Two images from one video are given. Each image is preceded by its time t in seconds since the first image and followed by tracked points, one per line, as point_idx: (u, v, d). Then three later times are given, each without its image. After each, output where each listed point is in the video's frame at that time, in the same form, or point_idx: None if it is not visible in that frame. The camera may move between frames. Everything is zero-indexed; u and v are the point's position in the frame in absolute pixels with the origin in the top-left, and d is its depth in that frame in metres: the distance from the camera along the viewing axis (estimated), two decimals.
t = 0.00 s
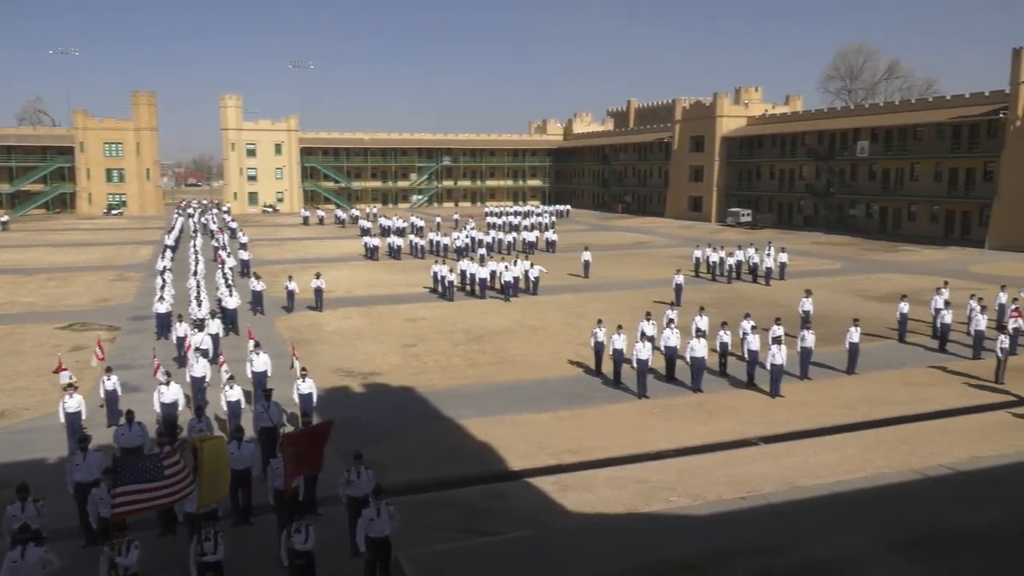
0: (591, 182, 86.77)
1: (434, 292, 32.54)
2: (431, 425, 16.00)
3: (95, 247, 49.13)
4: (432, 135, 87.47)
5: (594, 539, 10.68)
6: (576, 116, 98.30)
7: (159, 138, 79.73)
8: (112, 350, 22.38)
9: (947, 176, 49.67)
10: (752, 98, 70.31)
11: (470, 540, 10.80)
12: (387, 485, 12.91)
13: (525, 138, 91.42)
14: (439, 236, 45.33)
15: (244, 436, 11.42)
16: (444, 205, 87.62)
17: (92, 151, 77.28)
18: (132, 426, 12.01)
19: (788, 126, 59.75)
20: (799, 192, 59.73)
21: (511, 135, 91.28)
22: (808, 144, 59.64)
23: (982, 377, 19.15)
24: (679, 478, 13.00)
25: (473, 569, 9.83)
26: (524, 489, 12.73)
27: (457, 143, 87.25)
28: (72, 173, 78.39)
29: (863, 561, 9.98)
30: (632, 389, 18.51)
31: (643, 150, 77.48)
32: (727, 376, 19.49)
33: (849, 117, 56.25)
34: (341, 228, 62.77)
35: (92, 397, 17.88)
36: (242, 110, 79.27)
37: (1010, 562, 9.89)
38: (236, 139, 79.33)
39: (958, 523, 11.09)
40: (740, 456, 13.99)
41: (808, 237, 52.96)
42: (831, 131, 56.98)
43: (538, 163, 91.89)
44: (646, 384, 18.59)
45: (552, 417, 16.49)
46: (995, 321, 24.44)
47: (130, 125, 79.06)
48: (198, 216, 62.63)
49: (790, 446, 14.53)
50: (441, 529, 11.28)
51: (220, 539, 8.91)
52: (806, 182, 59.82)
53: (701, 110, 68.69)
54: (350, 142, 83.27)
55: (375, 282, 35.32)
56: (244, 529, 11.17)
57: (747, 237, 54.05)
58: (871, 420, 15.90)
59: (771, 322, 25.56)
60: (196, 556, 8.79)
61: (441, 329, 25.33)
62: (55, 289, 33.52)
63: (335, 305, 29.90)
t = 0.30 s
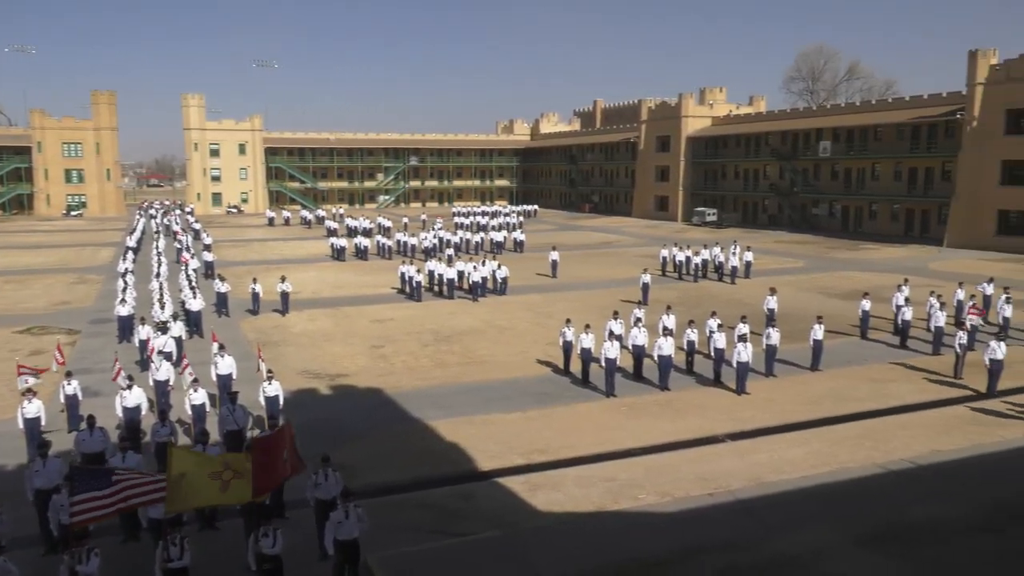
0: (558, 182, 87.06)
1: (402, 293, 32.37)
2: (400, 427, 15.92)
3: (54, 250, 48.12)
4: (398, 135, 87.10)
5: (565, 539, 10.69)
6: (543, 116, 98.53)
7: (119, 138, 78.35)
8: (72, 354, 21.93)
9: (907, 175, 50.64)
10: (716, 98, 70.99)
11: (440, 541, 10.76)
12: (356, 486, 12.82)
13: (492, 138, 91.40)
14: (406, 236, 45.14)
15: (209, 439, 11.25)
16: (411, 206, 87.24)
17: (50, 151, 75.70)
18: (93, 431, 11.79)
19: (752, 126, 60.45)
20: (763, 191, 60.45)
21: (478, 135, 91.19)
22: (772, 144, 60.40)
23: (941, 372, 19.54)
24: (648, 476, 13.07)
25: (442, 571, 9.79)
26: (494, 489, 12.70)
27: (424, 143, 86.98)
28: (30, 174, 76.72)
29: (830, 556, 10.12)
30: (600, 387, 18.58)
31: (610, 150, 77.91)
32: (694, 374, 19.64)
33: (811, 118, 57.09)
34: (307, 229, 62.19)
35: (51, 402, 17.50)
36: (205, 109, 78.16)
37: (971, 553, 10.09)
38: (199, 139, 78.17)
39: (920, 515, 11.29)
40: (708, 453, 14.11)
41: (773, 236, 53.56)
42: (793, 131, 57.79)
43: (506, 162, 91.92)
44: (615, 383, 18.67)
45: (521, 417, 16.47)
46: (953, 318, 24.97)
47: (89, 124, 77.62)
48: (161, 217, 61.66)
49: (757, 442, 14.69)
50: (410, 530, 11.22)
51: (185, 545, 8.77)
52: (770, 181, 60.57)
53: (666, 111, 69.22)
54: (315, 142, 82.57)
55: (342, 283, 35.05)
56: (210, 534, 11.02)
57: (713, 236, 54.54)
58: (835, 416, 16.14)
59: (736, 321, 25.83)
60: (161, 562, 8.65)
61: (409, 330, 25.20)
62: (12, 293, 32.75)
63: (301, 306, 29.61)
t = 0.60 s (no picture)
0: (527, 185, 87.20)
1: (371, 296, 32.20)
2: (370, 431, 15.81)
3: (14, 254, 47.20)
4: (367, 138, 86.70)
5: (535, 541, 10.70)
6: (512, 119, 98.62)
7: (81, 140, 77.06)
8: (33, 361, 21.49)
9: (870, 177, 51.48)
10: (683, 101, 71.59)
11: (410, 545, 10.71)
12: (326, 491, 12.72)
13: (460, 141, 91.32)
14: (375, 239, 44.91)
15: (176, 447, 11.07)
16: (380, 208, 86.84)
17: (9, 153, 74.22)
18: (56, 439, 11.55)
19: (719, 129, 61.06)
20: (730, 193, 61.06)
21: (447, 138, 91.05)
22: (738, 146, 61.07)
23: (905, 371, 19.86)
24: (619, 476, 13.13)
25: None
26: (465, 492, 12.67)
27: (392, 146, 86.66)
28: None
29: (797, 553, 10.24)
30: (570, 389, 18.63)
31: (578, 153, 78.24)
32: (664, 375, 19.77)
33: (776, 120, 57.78)
34: (274, 232, 61.63)
35: (12, 410, 17.13)
36: (169, 111, 77.16)
37: (934, 548, 10.26)
38: (164, 141, 77.17)
39: (885, 512, 11.47)
40: (678, 453, 14.21)
41: (740, 238, 54.06)
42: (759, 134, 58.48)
43: (475, 165, 91.89)
44: (585, 385, 18.73)
45: (492, 419, 16.46)
46: (916, 318, 25.39)
47: (50, 126, 76.24)
48: (124, 220, 60.72)
49: (726, 442, 14.82)
50: (381, 535, 11.15)
51: (151, 553, 8.64)
52: (736, 183, 61.21)
53: (634, 113, 69.66)
54: (283, 145, 81.88)
55: (310, 287, 34.78)
56: (177, 543, 10.85)
57: (681, 238, 54.96)
58: (802, 415, 16.33)
59: (705, 322, 26.05)
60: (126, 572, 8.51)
61: (379, 334, 25.06)
62: None
63: (269, 310, 29.33)
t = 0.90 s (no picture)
0: (495, 186, 87.24)
1: (339, 299, 31.97)
2: (339, 435, 15.68)
3: None
4: (333, 140, 86.15)
5: (506, 543, 10.70)
6: (480, 121, 98.57)
7: (40, 142, 75.58)
8: None
9: (833, 178, 52.25)
10: (650, 103, 72.10)
11: (380, 549, 10.65)
12: (294, 496, 12.59)
13: (428, 143, 91.11)
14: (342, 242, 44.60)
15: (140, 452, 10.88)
16: (348, 211, 86.31)
17: None
18: (15, 447, 11.30)
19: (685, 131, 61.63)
20: (697, 194, 61.63)
21: (415, 140, 90.79)
22: (704, 148, 61.64)
23: (868, 369, 20.20)
24: (589, 477, 13.17)
25: None
26: (434, 495, 12.63)
27: (359, 148, 86.20)
28: None
29: (764, 550, 10.36)
30: (540, 391, 18.64)
31: (547, 154, 78.48)
32: (633, 376, 19.88)
33: (741, 122, 58.43)
34: (240, 235, 60.93)
35: None
36: (131, 113, 75.94)
37: (898, 544, 10.43)
38: (126, 143, 75.98)
39: (850, 509, 11.65)
40: (647, 453, 14.28)
41: (707, 239, 54.56)
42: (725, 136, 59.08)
43: (443, 167, 91.73)
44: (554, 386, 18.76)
45: (461, 422, 16.41)
46: (879, 316, 25.83)
47: (7, 127, 74.65)
48: (85, 224, 59.64)
49: (694, 441, 14.93)
50: (350, 539, 11.08)
51: (115, 562, 8.47)
52: (702, 184, 61.78)
53: (601, 115, 70.02)
54: (248, 147, 81.02)
55: (277, 290, 34.43)
56: (142, 550, 10.68)
57: (649, 239, 55.32)
58: (768, 414, 16.53)
59: (673, 322, 26.24)
60: None
61: (347, 336, 24.89)
62: None
63: (235, 314, 28.98)
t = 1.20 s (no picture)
0: (465, 189, 87.15)
1: (308, 303, 31.72)
2: (308, 439, 15.54)
3: None
4: (302, 142, 85.51)
5: (478, 545, 10.67)
6: (449, 123, 98.40)
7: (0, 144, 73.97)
8: None
9: (799, 180, 52.91)
10: (619, 106, 72.51)
11: (352, 554, 10.57)
12: (263, 502, 12.45)
13: (398, 145, 90.81)
14: (311, 245, 44.26)
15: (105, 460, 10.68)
16: (317, 214, 85.68)
17: None
18: None
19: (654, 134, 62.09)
20: (666, 196, 62.09)
21: (384, 142, 90.43)
22: (672, 150, 62.09)
23: (835, 368, 20.48)
24: (560, 478, 13.19)
25: None
26: (406, 499, 12.55)
27: (328, 150, 85.65)
28: None
29: (735, 547, 10.45)
30: (511, 393, 18.63)
31: (517, 157, 78.61)
32: (603, 377, 19.94)
33: (709, 125, 58.99)
34: (207, 239, 60.22)
35: None
36: (94, 115, 74.63)
37: (867, 539, 10.58)
38: (89, 145, 74.65)
39: (820, 505, 11.79)
40: (618, 454, 14.34)
41: (676, 240, 54.96)
42: (693, 138, 59.60)
43: (413, 169, 91.50)
44: (525, 388, 18.76)
45: (432, 425, 16.35)
46: (844, 316, 26.20)
47: None
48: (47, 228, 58.51)
49: (665, 442, 15.02)
50: (321, 544, 10.98)
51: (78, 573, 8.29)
52: (671, 187, 62.26)
53: (571, 118, 70.28)
54: (215, 149, 80.14)
55: (245, 294, 34.07)
56: (107, 560, 10.50)
57: (619, 241, 55.61)
58: (737, 413, 16.68)
59: (643, 323, 26.40)
60: None
61: (317, 340, 24.69)
62: None
63: (202, 318, 28.64)
